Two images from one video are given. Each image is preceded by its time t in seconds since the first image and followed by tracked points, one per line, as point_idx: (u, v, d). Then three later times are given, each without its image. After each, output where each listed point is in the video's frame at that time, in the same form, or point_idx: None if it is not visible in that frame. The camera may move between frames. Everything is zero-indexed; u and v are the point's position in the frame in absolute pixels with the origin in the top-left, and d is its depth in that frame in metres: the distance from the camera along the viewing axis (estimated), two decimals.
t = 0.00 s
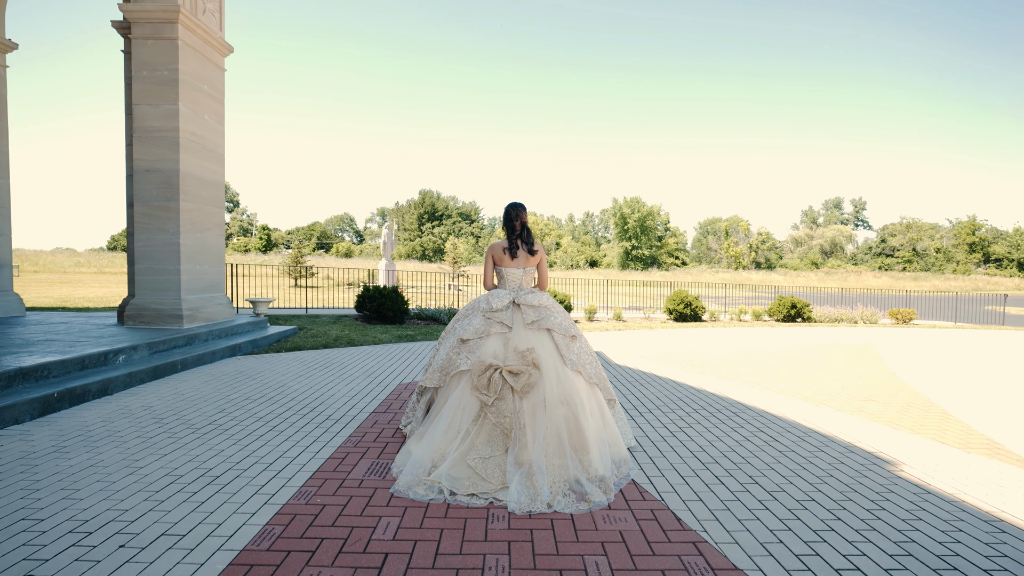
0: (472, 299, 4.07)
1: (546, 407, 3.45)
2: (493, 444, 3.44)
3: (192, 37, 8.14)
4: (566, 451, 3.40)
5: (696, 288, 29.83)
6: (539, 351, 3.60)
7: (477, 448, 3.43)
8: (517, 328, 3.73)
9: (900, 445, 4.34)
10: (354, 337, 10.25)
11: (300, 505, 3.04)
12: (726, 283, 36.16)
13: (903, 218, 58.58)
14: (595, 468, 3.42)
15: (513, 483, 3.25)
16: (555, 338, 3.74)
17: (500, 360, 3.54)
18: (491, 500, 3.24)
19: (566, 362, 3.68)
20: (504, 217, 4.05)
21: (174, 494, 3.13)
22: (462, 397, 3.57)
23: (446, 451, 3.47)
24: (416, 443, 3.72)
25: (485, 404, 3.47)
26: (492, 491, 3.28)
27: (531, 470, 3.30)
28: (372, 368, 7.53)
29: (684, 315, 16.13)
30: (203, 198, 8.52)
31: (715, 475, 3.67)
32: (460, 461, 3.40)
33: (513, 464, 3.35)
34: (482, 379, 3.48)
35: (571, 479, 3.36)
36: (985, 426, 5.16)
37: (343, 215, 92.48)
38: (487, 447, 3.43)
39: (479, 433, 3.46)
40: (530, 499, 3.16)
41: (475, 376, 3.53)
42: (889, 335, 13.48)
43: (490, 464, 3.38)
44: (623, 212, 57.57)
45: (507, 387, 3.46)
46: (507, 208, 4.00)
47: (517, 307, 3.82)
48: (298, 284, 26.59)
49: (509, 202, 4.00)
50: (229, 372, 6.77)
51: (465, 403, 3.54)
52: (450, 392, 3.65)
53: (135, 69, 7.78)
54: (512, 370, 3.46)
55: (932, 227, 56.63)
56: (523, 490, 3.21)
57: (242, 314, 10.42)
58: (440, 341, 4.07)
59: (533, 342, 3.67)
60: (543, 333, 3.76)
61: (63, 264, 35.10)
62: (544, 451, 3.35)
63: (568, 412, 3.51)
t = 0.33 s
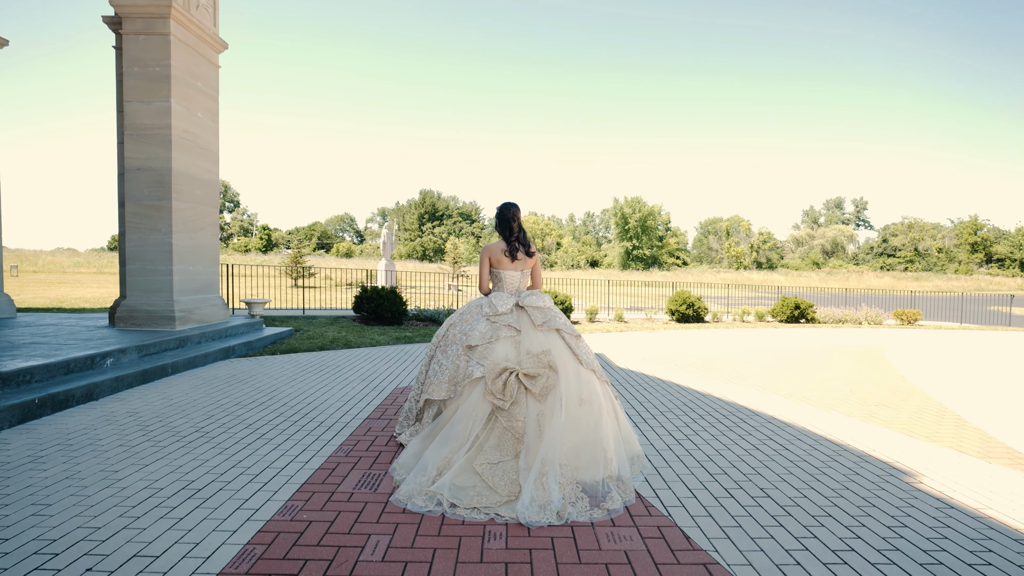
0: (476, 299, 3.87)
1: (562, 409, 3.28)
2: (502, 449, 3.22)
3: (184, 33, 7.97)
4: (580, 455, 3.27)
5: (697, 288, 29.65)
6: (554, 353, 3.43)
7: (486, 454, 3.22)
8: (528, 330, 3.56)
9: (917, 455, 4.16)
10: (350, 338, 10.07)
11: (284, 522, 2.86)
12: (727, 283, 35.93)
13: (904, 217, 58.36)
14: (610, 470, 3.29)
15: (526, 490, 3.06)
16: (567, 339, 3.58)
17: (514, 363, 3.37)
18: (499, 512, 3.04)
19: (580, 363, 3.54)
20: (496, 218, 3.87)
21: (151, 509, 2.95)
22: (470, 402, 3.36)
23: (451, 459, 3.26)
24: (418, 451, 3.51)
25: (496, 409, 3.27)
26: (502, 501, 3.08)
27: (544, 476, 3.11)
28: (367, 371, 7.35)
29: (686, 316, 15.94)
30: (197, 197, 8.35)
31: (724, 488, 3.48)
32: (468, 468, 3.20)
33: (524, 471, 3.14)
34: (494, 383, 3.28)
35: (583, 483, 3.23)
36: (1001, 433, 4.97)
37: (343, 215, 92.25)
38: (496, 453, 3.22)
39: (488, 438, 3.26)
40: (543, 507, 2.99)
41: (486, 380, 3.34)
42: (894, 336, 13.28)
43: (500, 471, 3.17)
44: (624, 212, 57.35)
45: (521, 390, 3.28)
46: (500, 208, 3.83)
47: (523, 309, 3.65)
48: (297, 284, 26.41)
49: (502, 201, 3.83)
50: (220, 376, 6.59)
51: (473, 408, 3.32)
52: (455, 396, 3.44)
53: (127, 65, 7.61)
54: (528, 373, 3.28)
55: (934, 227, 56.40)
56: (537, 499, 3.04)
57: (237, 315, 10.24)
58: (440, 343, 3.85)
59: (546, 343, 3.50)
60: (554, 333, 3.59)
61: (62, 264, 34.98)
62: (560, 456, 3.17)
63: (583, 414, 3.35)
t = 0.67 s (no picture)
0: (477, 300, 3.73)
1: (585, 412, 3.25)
2: (530, 456, 3.06)
3: (179, 28, 7.80)
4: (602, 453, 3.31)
5: (699, 289, 29.49)
6: (570, 358, 3.36)
7: (513, 461, 3.07)
8: (540, 336, 3.46)
9: (939, 464, 3.97)
10: (349, 340, 9.89)
11: (271, 539, 2.68)
12: (730, 283, 35.77)
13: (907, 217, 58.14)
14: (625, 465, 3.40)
15: (560, 495, 2.98)
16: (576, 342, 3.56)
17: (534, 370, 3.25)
18: (534, 520, 2.91)
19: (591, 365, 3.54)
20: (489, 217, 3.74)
21: (131, 525, 2.78)
22: (492, 409, 3.22)
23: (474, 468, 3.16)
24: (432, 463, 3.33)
25: (520, 417, 3.13)
26: (534, 509, 2.96)
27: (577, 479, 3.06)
28: (364, 374, 7.18)
29: (690, 316, 15.75)
30: (192, 196, 8.18)
31: (738, 500, 3.30)
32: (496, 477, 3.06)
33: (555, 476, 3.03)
34: (517, 392, 3.14)
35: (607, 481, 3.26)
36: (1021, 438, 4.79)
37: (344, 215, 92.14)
38: (525, 459, 3.06)
39: (512, 447, 3.12)
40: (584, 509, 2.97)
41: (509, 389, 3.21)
42: (901, 337, 13.11)
43: (529, 478, 3.03)
44: (625, 212, 57.21)
45: (544, 398, 3.17)
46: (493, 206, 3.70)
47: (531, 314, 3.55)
48: (297, 285, 26.25)
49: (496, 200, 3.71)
50: (214, 378, 6.41)
51: (496, 417, 3.19)
52: (472, 406, 3.27)
53: (119, 61, 7.44)
54: (550, 381, 3.16)
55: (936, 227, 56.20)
56: (576, 498, 3.00)
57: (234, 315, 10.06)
58: (440, 349, 3.66)
59: (560, 349, 3.42)
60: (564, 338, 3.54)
61: (63, 264, 34.92)
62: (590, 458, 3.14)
63: (600, 416, 3.36)
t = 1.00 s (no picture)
0: (491, 301, 3.72)
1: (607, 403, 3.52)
2: (571, 453, 3.24)
3: (173, 21, 7.60)
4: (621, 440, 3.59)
5: (702, 288, 29.24)
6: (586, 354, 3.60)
7: (557, 458, 3.22)
8: (556, 334, 3.63)
9: (969, 475, 3.76)
10: (348, 341, 9.69)
11: (259, 560, 2.49)
12: (732, 283, 35.49)
13: (909, 216, 57.92)
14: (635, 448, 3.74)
15: (613, 484, 3.20)
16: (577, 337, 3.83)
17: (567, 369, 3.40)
18: (597, 510, 3.09)
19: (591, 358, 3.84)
20: (495, 216, 3.73)
21: (109, 545, 2.58)
22: (539, 411, 3.25)
23: (523, 470, 3.18)
24: (480, 476, 3.16)
25: (562, 414, 3.27)
26: (592, 500, 3.13)
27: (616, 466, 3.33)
28: (361, 376, 6.98)
29: (694, 317, 15.54)
30: (187, 193, 7.99)
31: (760, 516, 3.10)
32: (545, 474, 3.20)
33: (601, 466, 3.24)
34: (561, 392, 3.26)
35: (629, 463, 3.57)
36: None
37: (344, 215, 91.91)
38: (567, 455, 3.24)
39: (553, 445, 3.25)
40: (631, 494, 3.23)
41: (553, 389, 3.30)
42: (910, 338, 12.89)
43: (576, 472, 3.21)
44: (627, 212, 56.92)
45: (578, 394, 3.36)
46: (499, 206, 3.71)
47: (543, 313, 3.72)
48: (296, 284, 26.01)
49: (500, 199, 3.73)
50: (208, 381, 6.21)
51: (539, 418, 3.26)
52: (522, 411, 3.21)
53: (112, 54, 7.24)
54: (583, 378, 3.37)
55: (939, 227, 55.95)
56: (623, 483, 3.26)
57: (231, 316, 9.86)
58: (465, 356, 3.45)
59: (575, 346, 3.63)
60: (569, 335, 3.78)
61: (61, 264, 34.72)
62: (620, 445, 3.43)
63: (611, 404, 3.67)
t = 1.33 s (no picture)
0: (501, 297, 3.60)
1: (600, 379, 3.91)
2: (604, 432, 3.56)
3: (165, 10, 7.42)
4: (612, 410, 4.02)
5: (704, 285, 29.03)
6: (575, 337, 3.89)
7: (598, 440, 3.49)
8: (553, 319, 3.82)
9: (994, 481, 3.59)
10: (346, 338, 9.53)
11: None
12: (734, 280, 35.25)
13: (912, 212, 57.60)
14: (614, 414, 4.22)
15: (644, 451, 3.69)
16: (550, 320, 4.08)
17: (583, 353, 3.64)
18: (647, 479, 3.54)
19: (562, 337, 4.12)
20: (498, 211, 3.63)
21: (86, 563, 2.42)
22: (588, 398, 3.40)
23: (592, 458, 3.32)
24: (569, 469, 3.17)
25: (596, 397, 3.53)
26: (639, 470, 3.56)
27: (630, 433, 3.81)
28: (357, 376, 6.80)
29: (697, 314, 15.35)
30: (180, 188, 7.82)
31: (778, 526, 2.94)
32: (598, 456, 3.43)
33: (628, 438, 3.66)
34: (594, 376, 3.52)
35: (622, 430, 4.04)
36: None
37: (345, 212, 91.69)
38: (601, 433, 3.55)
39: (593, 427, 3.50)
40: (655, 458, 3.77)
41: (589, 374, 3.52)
42: (917, 335, 12.71)
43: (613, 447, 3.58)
44: (628, 208, 56.63)
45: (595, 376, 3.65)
46: (501, 200, 3.61)
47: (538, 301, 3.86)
48: (295, 281, 25.84)
49: (499, 193, 3.64)
50: (201, 381, 6.05)
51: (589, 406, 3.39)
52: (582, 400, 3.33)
53: (101, 45, 7.07)
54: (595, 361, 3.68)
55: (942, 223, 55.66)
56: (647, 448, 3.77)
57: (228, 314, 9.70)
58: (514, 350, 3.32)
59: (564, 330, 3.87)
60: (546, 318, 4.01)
61: (60, 261, 34.57)
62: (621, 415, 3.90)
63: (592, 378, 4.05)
